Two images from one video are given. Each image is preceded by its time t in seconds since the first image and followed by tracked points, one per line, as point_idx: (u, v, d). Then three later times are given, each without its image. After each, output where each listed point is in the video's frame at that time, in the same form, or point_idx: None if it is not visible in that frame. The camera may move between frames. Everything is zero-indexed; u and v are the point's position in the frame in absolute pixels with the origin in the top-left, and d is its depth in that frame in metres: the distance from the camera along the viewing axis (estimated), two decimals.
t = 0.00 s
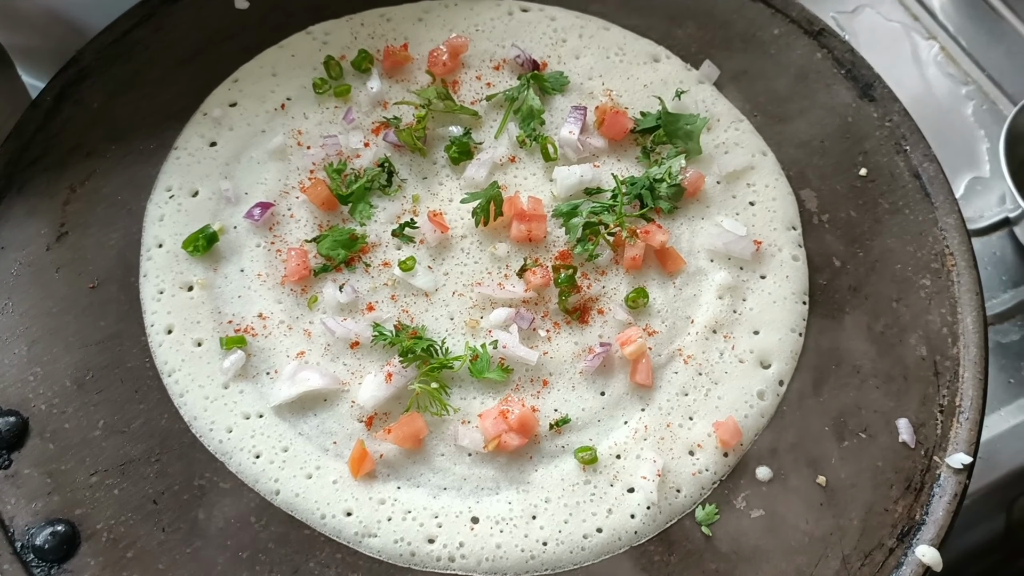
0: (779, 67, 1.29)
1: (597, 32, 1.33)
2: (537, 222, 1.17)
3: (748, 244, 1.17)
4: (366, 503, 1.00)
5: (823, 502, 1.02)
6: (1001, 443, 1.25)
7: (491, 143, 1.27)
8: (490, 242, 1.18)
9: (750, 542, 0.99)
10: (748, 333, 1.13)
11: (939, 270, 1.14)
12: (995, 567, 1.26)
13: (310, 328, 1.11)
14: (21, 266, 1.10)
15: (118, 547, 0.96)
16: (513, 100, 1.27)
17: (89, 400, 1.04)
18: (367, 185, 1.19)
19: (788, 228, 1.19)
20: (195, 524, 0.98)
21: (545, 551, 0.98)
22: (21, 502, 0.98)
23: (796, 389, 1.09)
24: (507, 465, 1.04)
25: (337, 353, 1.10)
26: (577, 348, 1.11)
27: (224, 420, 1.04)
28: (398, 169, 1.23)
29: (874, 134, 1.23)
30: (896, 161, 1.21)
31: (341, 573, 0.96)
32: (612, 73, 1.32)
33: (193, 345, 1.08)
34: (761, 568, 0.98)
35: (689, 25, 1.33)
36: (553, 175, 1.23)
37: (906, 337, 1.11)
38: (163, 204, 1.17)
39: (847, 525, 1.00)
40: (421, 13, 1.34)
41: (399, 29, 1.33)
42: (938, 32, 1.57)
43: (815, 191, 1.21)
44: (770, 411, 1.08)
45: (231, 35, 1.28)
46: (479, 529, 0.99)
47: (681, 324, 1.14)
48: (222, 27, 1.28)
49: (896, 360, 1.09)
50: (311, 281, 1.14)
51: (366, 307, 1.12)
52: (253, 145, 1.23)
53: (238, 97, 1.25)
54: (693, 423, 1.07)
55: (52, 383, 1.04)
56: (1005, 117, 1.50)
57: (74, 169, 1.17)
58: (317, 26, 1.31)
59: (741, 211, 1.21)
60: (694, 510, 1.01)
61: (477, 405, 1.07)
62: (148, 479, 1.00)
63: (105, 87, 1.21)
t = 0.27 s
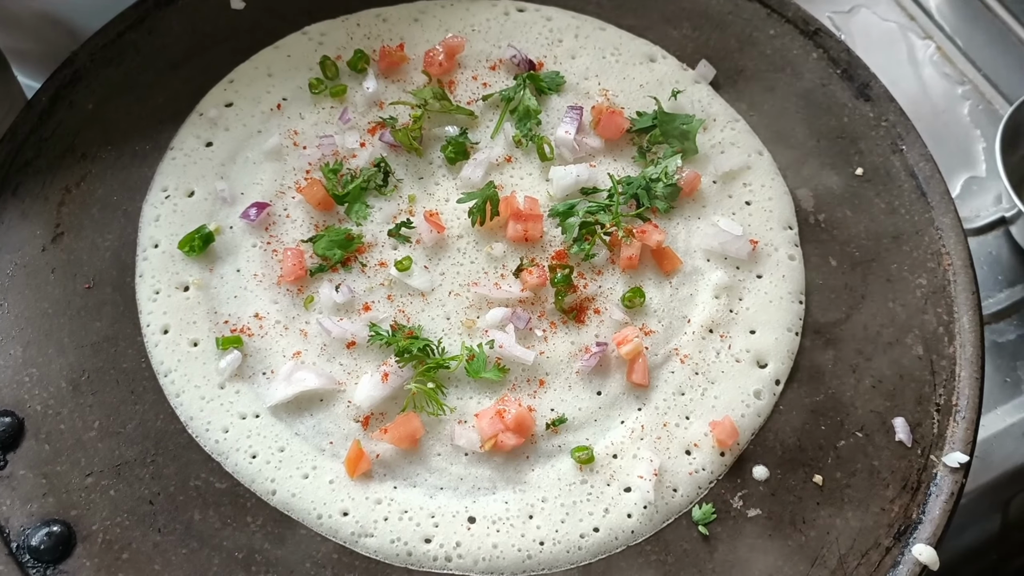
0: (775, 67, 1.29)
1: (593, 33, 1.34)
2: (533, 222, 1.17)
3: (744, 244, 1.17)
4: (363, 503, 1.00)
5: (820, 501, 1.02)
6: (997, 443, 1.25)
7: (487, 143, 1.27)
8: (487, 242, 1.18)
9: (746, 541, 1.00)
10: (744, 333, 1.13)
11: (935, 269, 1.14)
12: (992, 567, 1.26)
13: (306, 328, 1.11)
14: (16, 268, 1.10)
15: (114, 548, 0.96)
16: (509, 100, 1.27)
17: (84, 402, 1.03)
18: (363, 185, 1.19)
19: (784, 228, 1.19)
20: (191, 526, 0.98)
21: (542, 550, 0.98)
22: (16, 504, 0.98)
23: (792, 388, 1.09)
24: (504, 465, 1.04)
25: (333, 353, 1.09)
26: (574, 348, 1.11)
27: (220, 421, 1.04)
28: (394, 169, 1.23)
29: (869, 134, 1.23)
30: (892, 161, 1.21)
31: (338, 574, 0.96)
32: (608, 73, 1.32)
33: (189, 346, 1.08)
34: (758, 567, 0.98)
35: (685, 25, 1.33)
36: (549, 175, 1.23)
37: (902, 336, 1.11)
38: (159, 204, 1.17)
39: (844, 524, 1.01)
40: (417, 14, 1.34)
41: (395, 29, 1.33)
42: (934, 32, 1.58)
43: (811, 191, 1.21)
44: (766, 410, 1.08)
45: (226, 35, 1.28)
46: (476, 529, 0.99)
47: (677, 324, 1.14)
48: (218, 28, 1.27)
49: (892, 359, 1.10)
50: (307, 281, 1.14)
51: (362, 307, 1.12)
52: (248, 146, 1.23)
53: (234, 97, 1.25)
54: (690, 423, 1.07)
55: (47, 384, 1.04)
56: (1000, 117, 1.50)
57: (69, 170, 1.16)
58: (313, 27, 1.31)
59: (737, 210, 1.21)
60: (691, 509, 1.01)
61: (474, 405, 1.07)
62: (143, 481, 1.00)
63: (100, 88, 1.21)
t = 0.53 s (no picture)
0: (775, 66, 1.29)
1: (592, 31, 1.33)
2: (532, 221, 1.16)
3: (743, 243, 1.16)
4: (361, 503, 0.99)
5: (819, 501, 1.02)
6: (996, 442, 1.25)
7: (486, 142, 1.27)
8: (485, 241, 1.18)
9: (746, 541, 0.99)
10: (744, 332, 1.13)
11: (935, 268, 1.14)
12: (991, 567, 1.25)
13: (304, 327, 1.11)
14: (13, 267, 1.10)
15: (111, 549, 0.96)
16: (508, 99, 1.26)
17: (81, 401, 1.03)
18: (362, 184, 1.19)
19: (783, 227, 1.19)
20: (189, 526, 0.97)
21: (541, 550, 0.98)
22: (13, 504, 0.97)
23: (792, 387, 1.09)
24: (503, 464, 1.03)
25: (332, 352, 1.09)
26: (573, 347, 1.11)
27: (218, 420, 1.03)
28: (392, 168, 1.23)
29: (869, 133, 1.23)
30: (891, 160, 1.21)
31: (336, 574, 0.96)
32: (607, 72, 1.31)
33: (187, 345, 1.08)
34: (758, 567, 0.98)
35: (685, 23, 1.33)
36: (548, 174, 1.23)
37: (902, 335, 1.10)
38: (157, 204, 1.16)
39: (844, 524, 1.00)
40: (416, 12, 1.34)
41: (394, 28, 1.33)
42: (933, 31, 1.57)
43: (811, 189, 1.21)
44: (766, 409, 1.07)
45: (224, 34, 1.27)
46: (474, 529, 0.99)
47: (677, 323, 1.13)
48: (215, 27, 1.27)
49: (892, 358, 1.09)
50: (305, 281, 1.14)
51: (361, 307, 1.12)
52: (246, 145, 1.23)
53: (232, 96, 1.25)
54: (689, 422, 1.07)
55: (44, 384, 1.04)
56: (999, 116, 1.50)
57: (66, 169, 1.16)
58: (311, 25, 1.31)
59: (736, 209, 1.21)
60: (691, 509, 1.01)
61: (473, 404, 1.07)
62: (141, 481, 0.99)
63: (98, 87, 1.21)
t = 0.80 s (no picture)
0: (773, 66, 1.29)
1: (590, 32, 1.33)
2: (530, 222, 1.16)
3: (741, 244, 1.16)
4: (359, 504, 0.99)
5: (818, 501, 1.02)
6: (995, 442, 1.25)
7: (484, 143, 1.26)
8: (484, 242, 1.18)
9: (745, 542, 0.99)
10: (742, 333, 1.13)
11: (933, 269, 1.14)
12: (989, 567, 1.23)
13: (302, 328, 1.11)
14: (11, 268, 1.10)
15: (109, 550, 0.96)
16: (506, 100, 1.26)
17: (79, 403, 1.03)
18: (360, 185, 1.19)
19: (782, 228, 1.19)
20: (187, 527, 0.97)
21: (539, 551, 0.98)
22: (11, 505, 0.97)
23: (791, 388, 1.09)
24: (501, 465, 1.03)
25: (330, 353, 1.09)
26: (571, 348, 1.11)
27: (216, 422, 1.03)
28: (391, 169, 1.23)
29: (867, 133, 1.23)
30: (890, 161, 1.21)
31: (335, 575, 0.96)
32: (606, 72, 1.31)
33: (185, 346, 1.08)
34: (756, 568, 0.98)
35: (683, 24, 1.33)
36: (547, 175, 1.23)
37: (901, 336, 1.10)
38: (155, 204, 1.16)
39: (842, 524, 1.00)
40: (414, 13, 1.33)
41: (392, 29, 1.33)
42: (931, 32, 1.58)
43: (809, 190, 1.21)
44: (765, 410, 1.07)
45: (222, 35, 1.27)
46: (473, 530, 0.99)
47: (675, 324, 1.13)
48: (214, 28, 1.27)
49: (891, 359, 1.09)
50: (303, 282, 1.14)
51: (359, 308, 1.12)
52: (245, 146, 1.23)
53: (230, 97, 1.25)
54: (688, 423, 1.07)
55: (42, 385, 1.03)
56: (997, 116, 1.50)
57: (64, 170, 1.16)
58: (310, 26, 1.31)
59: (735, 210, 1.21)
60: (690, 510, 1.01)
61: (471, 405, 1.07)
62: (139, 482, 0.99)
63: (96, 88, 1.21)
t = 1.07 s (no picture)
0: (770, 64, 1.29)
1: (586, 30, 1.33)
2: (527, 220, 1.16)
3: (739, 242, 1.16)
4: (356, 504, 0.99)
5: (816, 499, 1.02)
6: (993, 441, 1.24)
7: (480, 142, 1.26)
8: (480, 241, 1.18)
9: (742, 540, 0.99)
10: (740, 331, 1.12)
11: (930, 267, 1.14)
12: (987, 564, 1.25)
13: (299, 328, 1.10)
14: (6, 267, 1.09)
15: (105, 550, 0.95)
16: (503, 98, 1.26)
17: (75, 402, 1.03)
18: (356, 184, 1.18)
19: (779, 226, 1.18)
20: (183, 527, 0.97)
21: (537, 550, 0.97)
22: (6, 505, 0.97)
23: (788, 386, 1.09)
24: (499, 464, 1.03)
25: (326, 353, 1.09)
26: (568, 346, 1.11)
27: (213, 421, 1.03)
28: (387, 168, 1.23)
29: (864, 131, 1.23)
30: (887, 159, 1.21)
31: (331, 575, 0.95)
32: (602, 71, 1.31)
33: (181, 346, 1.07)
34: (754, 567, 0.98)
35: (679, 23, 1.33)
36: (543, 173, 1.22)
37: (898, 334, 1.10)
38: (151, 203, 1.16)
39: (840, 522, 1.00)
40: (410, 12, 1.33)
41: (388, 27, 1.32)
42: (928, 30, 1.58)
43: (806, 188, 1.21)
44: (762, 408, 1.07)
45: (218, 34, 1.27)
46: (470, 529, 0.98)
47: (673, 322, 1.13)
48: (209, 27, 1.27)
49: (888, 357, 1.09)
50: (300, 281, 1.14)
51: (356, 307, 1.12)
52: (241, 145, 1.22)
53: (226, 96, 1.24)
54: (686, 421, 1.06)
55: (38, 384, 1.03)
56: (994, 114, 1.50)
57: (60, 169, 1.16)
58: (305, 25, 1.30)
59: (732, 208, 1.21)
60: (687, 508, 1.01)
61: (468, 404, 1.06)
62: (135, 482, 0.99)
63: (91, 87, 1.20)
